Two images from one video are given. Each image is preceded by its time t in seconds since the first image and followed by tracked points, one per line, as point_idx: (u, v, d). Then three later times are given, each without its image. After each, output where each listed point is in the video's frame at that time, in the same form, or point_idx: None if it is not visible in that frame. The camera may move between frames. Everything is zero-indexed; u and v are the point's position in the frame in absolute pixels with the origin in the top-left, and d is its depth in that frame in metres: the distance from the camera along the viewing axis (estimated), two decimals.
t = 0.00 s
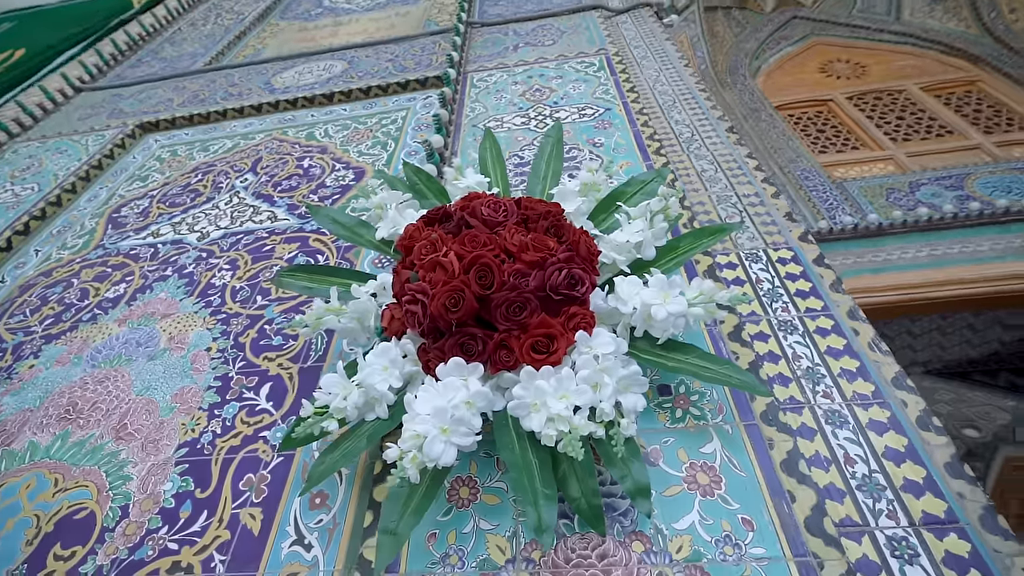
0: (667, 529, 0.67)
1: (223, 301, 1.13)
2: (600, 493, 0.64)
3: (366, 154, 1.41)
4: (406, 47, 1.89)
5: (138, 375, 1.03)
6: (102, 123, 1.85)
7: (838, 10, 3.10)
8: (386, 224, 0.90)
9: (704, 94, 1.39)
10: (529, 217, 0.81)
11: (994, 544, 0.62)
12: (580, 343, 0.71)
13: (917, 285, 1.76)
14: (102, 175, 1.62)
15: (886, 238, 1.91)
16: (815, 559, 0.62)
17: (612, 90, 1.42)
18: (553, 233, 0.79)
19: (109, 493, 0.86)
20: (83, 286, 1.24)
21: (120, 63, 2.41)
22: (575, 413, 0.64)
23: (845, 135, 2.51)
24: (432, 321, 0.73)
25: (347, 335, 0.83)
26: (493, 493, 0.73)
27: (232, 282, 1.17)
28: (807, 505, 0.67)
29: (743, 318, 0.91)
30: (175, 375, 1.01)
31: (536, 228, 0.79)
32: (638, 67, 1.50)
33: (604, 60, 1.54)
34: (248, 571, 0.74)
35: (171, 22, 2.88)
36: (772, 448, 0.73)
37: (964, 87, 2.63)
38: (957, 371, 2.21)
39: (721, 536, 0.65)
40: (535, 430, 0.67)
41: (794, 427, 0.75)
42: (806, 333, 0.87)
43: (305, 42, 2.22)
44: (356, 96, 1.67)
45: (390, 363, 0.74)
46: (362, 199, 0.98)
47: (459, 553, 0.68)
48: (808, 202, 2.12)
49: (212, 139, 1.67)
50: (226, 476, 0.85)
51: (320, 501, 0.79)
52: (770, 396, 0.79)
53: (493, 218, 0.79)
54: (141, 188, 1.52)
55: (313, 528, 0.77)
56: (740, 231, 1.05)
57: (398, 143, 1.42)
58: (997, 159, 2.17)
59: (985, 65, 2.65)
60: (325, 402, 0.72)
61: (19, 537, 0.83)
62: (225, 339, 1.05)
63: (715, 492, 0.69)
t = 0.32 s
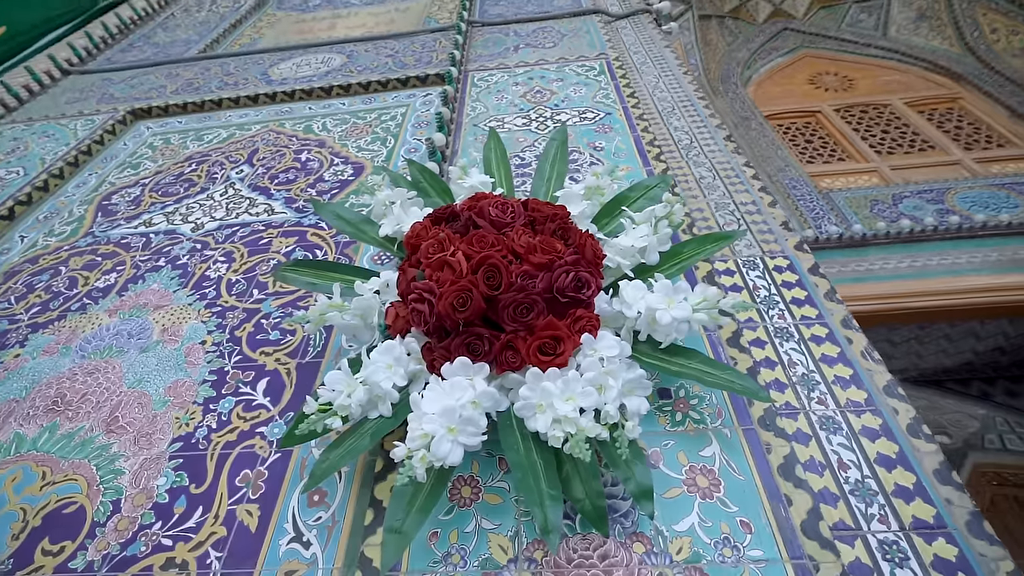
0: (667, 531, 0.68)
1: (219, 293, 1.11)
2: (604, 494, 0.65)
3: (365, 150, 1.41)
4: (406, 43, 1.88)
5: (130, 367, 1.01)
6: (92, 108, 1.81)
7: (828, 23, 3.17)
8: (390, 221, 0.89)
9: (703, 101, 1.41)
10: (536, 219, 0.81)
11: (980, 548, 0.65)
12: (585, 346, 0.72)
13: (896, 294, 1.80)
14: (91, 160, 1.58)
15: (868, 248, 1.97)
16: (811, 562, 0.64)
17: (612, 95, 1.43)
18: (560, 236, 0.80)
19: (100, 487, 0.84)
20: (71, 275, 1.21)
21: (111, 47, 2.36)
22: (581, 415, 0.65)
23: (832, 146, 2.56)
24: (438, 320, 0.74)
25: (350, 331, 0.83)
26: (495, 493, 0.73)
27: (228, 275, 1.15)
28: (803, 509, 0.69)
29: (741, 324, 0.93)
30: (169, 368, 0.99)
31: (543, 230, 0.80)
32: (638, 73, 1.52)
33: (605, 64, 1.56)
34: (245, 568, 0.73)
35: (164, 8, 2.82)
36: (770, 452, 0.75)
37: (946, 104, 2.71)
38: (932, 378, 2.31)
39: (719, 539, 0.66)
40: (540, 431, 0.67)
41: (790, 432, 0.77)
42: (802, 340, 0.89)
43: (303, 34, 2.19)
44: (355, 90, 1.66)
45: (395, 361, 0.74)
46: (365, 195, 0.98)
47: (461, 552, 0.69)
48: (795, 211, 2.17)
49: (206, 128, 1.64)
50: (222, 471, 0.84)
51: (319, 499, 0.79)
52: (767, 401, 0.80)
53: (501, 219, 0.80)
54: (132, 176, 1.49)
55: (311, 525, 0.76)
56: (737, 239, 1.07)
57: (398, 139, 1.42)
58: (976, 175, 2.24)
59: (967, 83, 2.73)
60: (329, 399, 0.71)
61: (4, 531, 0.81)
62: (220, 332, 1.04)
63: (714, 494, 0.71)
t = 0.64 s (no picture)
0: (667, 532, 0.69)
1: (214, 286, 1.10)
2: (607, 495, 0.66)
3: (364, 145, 1.41)
4: (406, 40, 1.87)
5: (121, 359, 0.99)
6: (81, 91, 1.77)
7: (818, 37, 3.23)
8: (394, 218, 0.89)
9: (701, 109, 1.43)
10: (543, 221, 0.82)
11: (966, 553, 0.67)
12: (589, 348, 0.72)
13: (877, 304, 1.84)
14: (80, 146, 1.55)
15: (852, 258, 2.02)
16: (806, 564, 0.66)
17: (612, 99, 1.44)
18: (566, 239, 0.81)
19: (90, 481, 0.83)
20: (59, 263, 1.19)
21: (101, 30, 2.30)
22: (587, 417, 0.66)
23: (819, 157, 2.61)
24: (444, 319, 0.74)
25: (352, 328, 0.82)
26: (497, 492, 0.74)
27: (223, 267, 1.13)
28: (799, 512, 0.71)
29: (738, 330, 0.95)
30: (162, 360, 0.98)
31: (550, 232, 0.80)
32: (638, 79, 1.53)
33: (605, 69, 1.57)
34: (242, 565, 0.72)
35: None
36: (767, 456, 0.76)
37: (928, 120, 2.78)
38: (909, 388, 2.36)
39: (718, 540, 0.68)
40: (545, 432, 0.68)
41: (785, 437, 0.79)
42: (797, 347, 0.92)
43: (300, 26, 2.17)
44: (354, 85, 1.65)
45: (399, 359, 0.74)
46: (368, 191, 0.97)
47: (463, 551, 0.69)
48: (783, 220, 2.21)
49: (200, 117, 1.61)
50: (217, 467, 0.83)
51: (318, 496, 0.78)
52: (764, 407, 0.82)
53: (509, 220, 0.80)
54: (123, 164, 1.46)
55: (310, 522, 0.76)
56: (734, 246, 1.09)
57: (398, 136, 1.42)
58: (956, 190, 2.31)
59: (949, 101, 2.81)
60: (332, 396, 0.71)
61: None
62: (216, 325, 1.02)
63: (712, 497, 0.72)
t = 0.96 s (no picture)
0: (667, 533, 0.70)
1: (210, 278, 1.08)
2: (610, 496, 0.67)
3: (363, 141, 1.40)
4: (406, 36, 1.86)
5: (113, 350, 0.97)
6: (69, 74, 1.73)
7: (808, 50, 3.30)
8: (399, 215, 0.89)
9: (699, 117, 1.45)
10: (549, 223, 0.83)
11: (952, 557, 0.69)
12: (594, 351, 0.73)
13: (860, 313, 1.89)
14: (68, 130, 1.51)
15: (836, 269, 2.07)
16: (801, 566, 0.67)
17: (612, 104, 1.46)
18: (572, 241, 0.81)
19: (80, 475, 0.81)
20: (47, 250, 1.16)
21: (90, 12, 2.24)
22: (593, 419, 0.66)
23: (807, 169, 2.67)
24: (450, 318, 0.74)
25: (355, 325, 0.82)
26: (498, 492, 0.74)
27: (219, 260, 1.12)
28: (794, 516, 0.72)
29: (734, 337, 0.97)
30: (155, 353, 0.96)
31: (556, 234, 0.81)
32: (637, 85, 1.55)
33: (605, 74, 1.58)
34: (239, 562, 0.71)
35: None
36: (763, 461, 0.78)
37: (912, 136, 2.86)
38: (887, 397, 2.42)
39: (716, 542, 0.69)
40: (550, 433, 0.68)
41: (780, 442, 0.81)
42: (791, 355, 0.94)
43: (298, 17, 2.14)
44: (353, 79, 1.64)
45: (404, 357, 0.74)
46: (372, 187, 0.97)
47: (465, 549, 0.69)
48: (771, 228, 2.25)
49: (195, 105, 1.59)
50: (213, 462, 0.82)
51: (317, 493, 0.78)
52: (761, 412, 0.84)
53: (516, 221, 0.80)
54: (114, 150, 1.43)
55: (308, 520, 0.75)
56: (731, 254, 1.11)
57: (397, 132, 1.41)
58: (937, 206, 2.37)
59: (932, 118, 2.89)
60: (336, 392, 0.70)
61: None
62: (212, 319, 1.01)
63: (710, 500, 0.73)
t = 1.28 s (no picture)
0: (665, 535, 0.71)
1: (205, 270, 1.07)
2: (612, 498, 0.67)
3: (362, 136, 1.40)
4: (406, 32, 1.85)
5: (103, 341, 0.95)
6: (57, 56, 1.68)
7: (797, 63, 3.37)
8: (402, 212, 0.89)
9: (696, 125, 1.47)
10: (555, 225, 0.83)
11: (936, 561, 0.71)
12: (597, 353, 0.74)
13: (843, 323, 1.94)
14: (55, 113, 1.47)
15: (821, 278, 2.12)
16: (795, 568, 0.69)
17: (611, 109, 1.47)
18: (577, 244, 0.82)
19: (70, 468, 0.79)
20: (33, 236, 1.12)
21: None
22: (597, 420, 0.67)
23: (795, 180, 2.72)
24: (456, 317, 0.74)
25: (357, 321, 0.81)
26: (499, 492, 0.74)
27: (214, 252, 1.10)
28: (788, 519, 0.74)
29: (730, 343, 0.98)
30: (148, 345, 0.94)
31: (562, 237, 0.81)
32: (636, 91, 1.56)
33: (605, 79, 1.60)
34: (236, 559, 0.70)
35: None
36: (758, 465, 0.80)
37: (895, 151, 2.93)
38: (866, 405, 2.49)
39: (713, 544, 0.70)
40: (554, 433, 0.69)
41: (775, 447, 0.83)
42: (784, 362, 0.96)
43: (295, 7, 2.12)
44: (351, 73, 1.63)
45: (408, 355, 0.73)
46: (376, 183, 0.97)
47: (466, 549, 0.69)
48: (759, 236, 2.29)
49: (188, 93, 1.56)
50: (209, 457, 0.81)
51: (315, 490, 0.77)
52: (756, 417, 0.85)
53: (523, 222, 0.81)
54: (104, 136, 1.40)
55: (307, 517, 0.74)
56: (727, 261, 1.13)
57: (396, 129, 1.41)
58: (917, 220, 2.44)
59: (914, 134, 2.97)
60: (340, 389, 0.70)
61: None
62: (207, 311, 1.00)
63: (707, 502, 0.75)
